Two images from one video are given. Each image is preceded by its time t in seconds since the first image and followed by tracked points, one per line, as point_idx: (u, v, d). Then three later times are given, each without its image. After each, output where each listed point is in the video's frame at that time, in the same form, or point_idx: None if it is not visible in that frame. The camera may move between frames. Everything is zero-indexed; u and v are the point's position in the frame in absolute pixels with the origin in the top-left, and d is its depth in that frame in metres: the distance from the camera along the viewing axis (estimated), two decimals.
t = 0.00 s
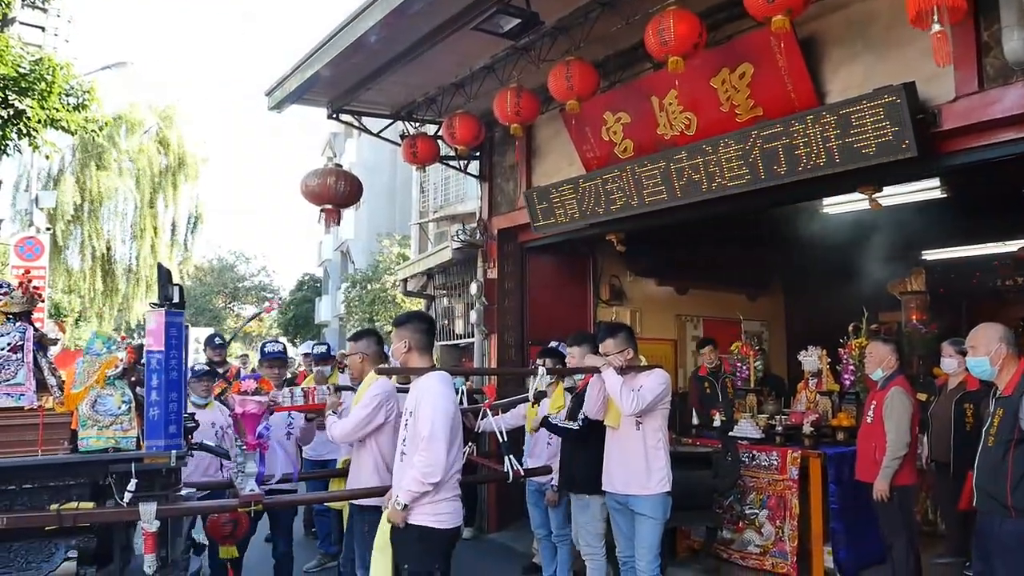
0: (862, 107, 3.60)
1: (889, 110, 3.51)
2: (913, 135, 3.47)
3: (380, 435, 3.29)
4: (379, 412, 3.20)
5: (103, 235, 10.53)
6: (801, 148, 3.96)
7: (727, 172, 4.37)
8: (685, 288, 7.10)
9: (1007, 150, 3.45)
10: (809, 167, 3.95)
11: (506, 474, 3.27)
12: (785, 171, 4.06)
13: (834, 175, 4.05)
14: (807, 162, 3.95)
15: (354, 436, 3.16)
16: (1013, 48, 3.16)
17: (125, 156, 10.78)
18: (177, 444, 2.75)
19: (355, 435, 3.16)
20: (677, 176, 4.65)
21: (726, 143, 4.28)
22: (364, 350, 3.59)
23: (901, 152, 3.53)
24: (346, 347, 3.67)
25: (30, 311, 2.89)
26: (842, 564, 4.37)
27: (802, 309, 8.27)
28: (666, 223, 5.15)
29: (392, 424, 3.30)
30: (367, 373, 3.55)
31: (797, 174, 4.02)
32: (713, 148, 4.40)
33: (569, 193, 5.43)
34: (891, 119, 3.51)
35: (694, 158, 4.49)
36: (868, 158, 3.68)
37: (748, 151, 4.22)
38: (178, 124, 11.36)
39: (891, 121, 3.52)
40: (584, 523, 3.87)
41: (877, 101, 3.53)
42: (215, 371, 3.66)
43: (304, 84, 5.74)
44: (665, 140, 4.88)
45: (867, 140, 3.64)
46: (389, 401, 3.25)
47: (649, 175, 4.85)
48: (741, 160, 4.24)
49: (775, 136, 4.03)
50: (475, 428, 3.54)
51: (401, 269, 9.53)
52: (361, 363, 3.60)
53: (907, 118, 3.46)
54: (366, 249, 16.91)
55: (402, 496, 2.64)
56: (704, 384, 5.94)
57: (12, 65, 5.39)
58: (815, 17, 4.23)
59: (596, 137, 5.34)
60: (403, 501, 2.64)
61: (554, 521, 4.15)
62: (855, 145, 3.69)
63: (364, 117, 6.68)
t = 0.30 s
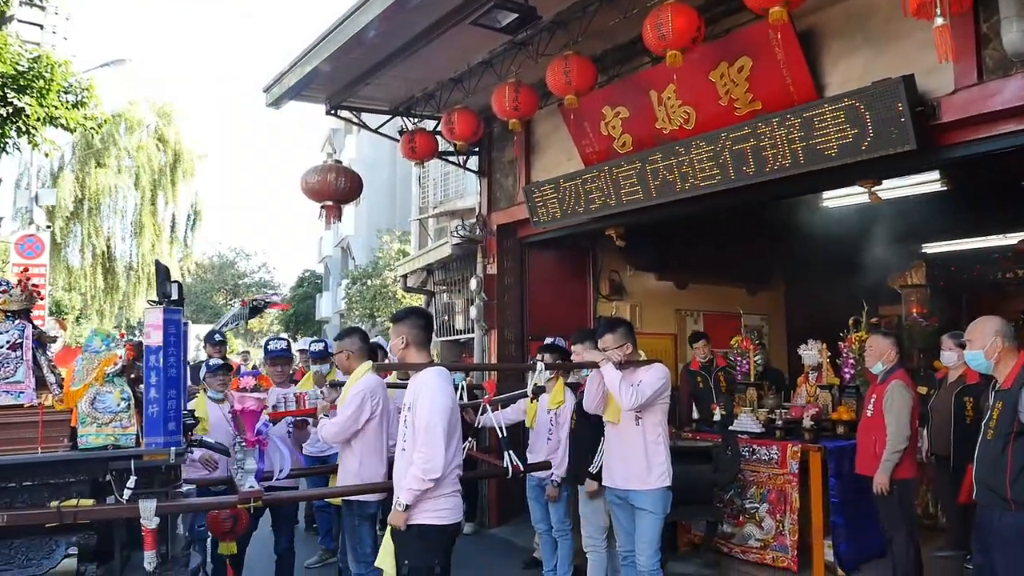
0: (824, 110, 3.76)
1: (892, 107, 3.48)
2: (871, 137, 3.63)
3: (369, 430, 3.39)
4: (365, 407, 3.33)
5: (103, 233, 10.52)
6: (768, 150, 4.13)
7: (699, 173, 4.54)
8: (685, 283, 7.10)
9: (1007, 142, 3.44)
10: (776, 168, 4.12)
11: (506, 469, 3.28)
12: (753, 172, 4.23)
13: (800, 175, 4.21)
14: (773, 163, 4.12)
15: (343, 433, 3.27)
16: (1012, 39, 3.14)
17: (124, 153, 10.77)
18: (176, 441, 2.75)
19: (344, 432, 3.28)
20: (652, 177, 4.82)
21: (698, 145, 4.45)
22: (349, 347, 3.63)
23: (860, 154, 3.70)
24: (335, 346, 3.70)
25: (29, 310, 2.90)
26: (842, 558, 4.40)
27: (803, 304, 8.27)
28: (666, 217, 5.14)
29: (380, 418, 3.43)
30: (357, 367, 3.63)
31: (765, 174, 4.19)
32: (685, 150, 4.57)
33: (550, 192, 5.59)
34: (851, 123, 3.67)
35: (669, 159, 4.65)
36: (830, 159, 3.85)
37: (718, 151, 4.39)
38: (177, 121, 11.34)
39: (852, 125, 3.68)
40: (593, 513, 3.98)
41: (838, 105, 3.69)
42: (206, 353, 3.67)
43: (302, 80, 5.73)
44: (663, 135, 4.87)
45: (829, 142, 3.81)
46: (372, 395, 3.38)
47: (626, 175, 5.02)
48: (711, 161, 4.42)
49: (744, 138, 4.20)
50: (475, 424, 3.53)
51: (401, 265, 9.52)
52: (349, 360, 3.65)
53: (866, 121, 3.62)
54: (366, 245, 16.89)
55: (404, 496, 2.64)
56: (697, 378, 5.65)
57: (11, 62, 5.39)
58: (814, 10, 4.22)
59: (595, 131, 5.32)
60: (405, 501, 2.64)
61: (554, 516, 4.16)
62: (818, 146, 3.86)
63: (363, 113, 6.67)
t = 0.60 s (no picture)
0: (790, 117, 3.95)
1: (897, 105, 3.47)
2: (833, 143, 3.81)
3: (363, 427, 3.42)
4: (356, 403, 3.37)
5: (103, 231, 10.55)
6: (738, 154, 4.31)
7: (674, 177, 4.72)
8: (686, 281, 7.11)
9: (1007, 139, 3.44)
10: (746, 172, 4.30)
11: (505, 467, 3.29)
12: (725, 175, 4.40)
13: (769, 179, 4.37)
14: (744, 167, 4.30)
15: (335, 430, 3.31)
16: (1011, 36, 3.14)
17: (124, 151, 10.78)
18: (176, 438, 2.76)
19: (336, 429, 3.31)
20: (630, 180, 5.00)
21: (673, 150, 4.63)
22: (340, 345, 3.73)
23: (823, 159, 3.88)
24: (326, 346, 3.80)
25: (31, 307, 2.90)
26: (842, 556, 4.40)
27: (804, 301, 8.27)
28: (666, 214, 5.14)
29: (373, 413, 3.46)
30: (351, 364, 3.69)
31: (736, 177, 4.37)
32: (661, 155, 4.76)
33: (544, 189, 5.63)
34: (814, 129, 3.85)
35: (645, 163, 4.83)
36: (795, 163, 4.02)
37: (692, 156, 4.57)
38: (177, 119, 11.34)
39: (815, 131, 3.87)
40: (595, 509, 3.99)
41: (803, 112, 3.88)
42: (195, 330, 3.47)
43: (303, 78, 5.74)
44: (663, 132, 4.88)
45: (794, 147, 3.98)
46: (364, 392, 3.42)
47: (606, 179, 5.19)
48: (685, 165, 4.60)
49: (715, 143, 4.38)
50: (475, 422, 3.53)
51: (402, 263, 9.54)
52: (343, 359, 3.74)
53: (829, 127, 3.80)
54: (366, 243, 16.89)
55: (404, 496, 2.62)
56: (695, 374, 5.65)
57: (12, 61, 5.40)
58: (813, 7, 4.22)
59: (595, 129, 5.33)
60: (406, 501, 2.62)
61: (555, 513, 4.18)
62: (784, 151, 4.04)
63: (364, 111, 6.67)
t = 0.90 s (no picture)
0: (762, 122, 4.10)
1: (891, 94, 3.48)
2: (802, 148, 3.97)
3: (360, 425, 3.43)
4: (351, 400, 3.38)
5: (104, 229, 10.56)
6: (713, 158, 4.47)
7: (652, 181, 4.87)
8: (687, 279, 7.10)
9: (1008, 136, 3.44)
10: (721, 175, 4.45)
11: (506, 465, 3.29)
12: (701, 179, 4.55)
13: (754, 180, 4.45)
14: (719, 171, 4.45)
15: (331, 426, 3.33)
16: (1012, 33, 3.13)
17: (125, 149, 10.79)
18: (177, 437, 2.77)
19: (332, 426, 3.33)
20: (611, 183, 5.15)
21: (651, 154, 4.79)
22: (340, 343, 3.74)
23: (792, 164, 4.03)
24: (325, 344, 3.81)
25: (31, 305, 2.93)
26: (844, 553, 4.40)
27: (805, 299, 8.26)
28: (667, 213, 5.14)
29: (371, 412, 3.47)
30: (350, 362, 3.71)
31: (712, 181, 4.52)
32: (640, 159, 4.91)
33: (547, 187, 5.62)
34: (784, 135, 4.01)
35: (625, 167, 4.99)
36: (766, 168, 4.18)
37: (670, 160, 4.72)
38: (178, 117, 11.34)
39: (785, 137, 4.02)
40: (601, 507, 4.03)
41: (773, 118, 4.04)
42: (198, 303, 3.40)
43: (303, 77, 5.74)
44: (664, 130, 4.87)
45: (765, 152, 4.14)
46: (360, 390, 3.43)
47: (588, 183, 5.34)
48: (663, 169, 4.76)
49: (691, 148, 4.54)
50: (475, 420, 3.52)
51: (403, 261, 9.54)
52: (344, 356, 3.75)
53: (798, 133, 3.96)
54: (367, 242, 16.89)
55: (416, 497, 2.59)
56: (698, 372, 5.75)
57: (13, 60, 5.40)
58: (814, 5, 4.20)
59: (596, 127, 5.33)
60: (418, 503, 2.58)
61: (557, 511, 4.17)
62: (755, 156, 4.20)
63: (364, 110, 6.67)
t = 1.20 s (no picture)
0: (735, 129, 4.24)
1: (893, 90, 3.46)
2: (773, 154, 4.12)
3: (359, 424, 3.43)
4: (350, 399, 3.38)
5: (105, 227, 10.57)
6: (689, 163, 4.61)
7: (633, 185, 5.01)
8: (688, 277, 7.09)
9: (1011, 135, 3.42)
10: (697, 179, 4.60)
11: (506, 464, 3.29)
12: (678, 183, 4.70)
13: (755, 178, 4.44)
14: (696, 175, 4.59)
15: (329, 424, 3.33)
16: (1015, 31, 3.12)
17: (125, 147, 10.77)
18: (177, 435, 2.76)
19: (330, 425, 3.33)
20: (594, 187, 5.27)
21: (631, 159, 4.92)
22: (342, 341, 3.74)
23: (764, 169, 4.18)
24: (326, 343, 3.80)
25: (30, 304, 2.92)
26: (846, 552, 4.39)
27: (807, 297, 8.25)
28: (668, 211, 5.13)
29: (371, 411, 3.46)
30: (350, 361, 3.70)
31: (689, 185, 4.66)
32: (620, 164, 5.05)
33: (549, 186, 5.61)
34: (755, 141, 4.15)
35: (607, 171, 5.11)
36: (740, 172, 4.33)
37: (648, 164, 4.86)
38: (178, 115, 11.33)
39: (757, 143, 4.16)
40: (603, 506, 4.02)
41: (744, 125, 4.18)
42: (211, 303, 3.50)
43: (304, 75, 5.73)
44: (666, 129, 4.86)
45: (739, 157, 4.28)
46: (360, 389, 3.43)
47: (571, 186, 5.46)
48: (642, 173, 4.89)
49: (668, 153, 4.67)
50: (476, 419, 3.50)
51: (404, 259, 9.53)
52: (344, 354, 3.74)
53: (768, 139, 4.10)
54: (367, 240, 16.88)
55: (418, 497, 2.57)
56: (703, 370, 5.76)
57: (14, 58, 5.38)
58: (817, 2, 4.18)
59: (597, 125, 5.31)
60: (420, 502, 2.57)
61: (558, 510, 4.15)
62: (729, 161, 4.34)
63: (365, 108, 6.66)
